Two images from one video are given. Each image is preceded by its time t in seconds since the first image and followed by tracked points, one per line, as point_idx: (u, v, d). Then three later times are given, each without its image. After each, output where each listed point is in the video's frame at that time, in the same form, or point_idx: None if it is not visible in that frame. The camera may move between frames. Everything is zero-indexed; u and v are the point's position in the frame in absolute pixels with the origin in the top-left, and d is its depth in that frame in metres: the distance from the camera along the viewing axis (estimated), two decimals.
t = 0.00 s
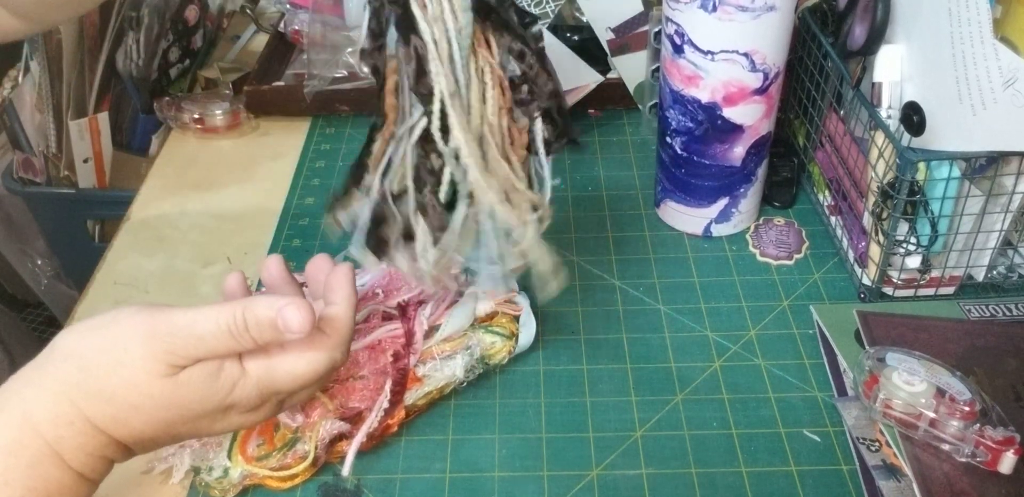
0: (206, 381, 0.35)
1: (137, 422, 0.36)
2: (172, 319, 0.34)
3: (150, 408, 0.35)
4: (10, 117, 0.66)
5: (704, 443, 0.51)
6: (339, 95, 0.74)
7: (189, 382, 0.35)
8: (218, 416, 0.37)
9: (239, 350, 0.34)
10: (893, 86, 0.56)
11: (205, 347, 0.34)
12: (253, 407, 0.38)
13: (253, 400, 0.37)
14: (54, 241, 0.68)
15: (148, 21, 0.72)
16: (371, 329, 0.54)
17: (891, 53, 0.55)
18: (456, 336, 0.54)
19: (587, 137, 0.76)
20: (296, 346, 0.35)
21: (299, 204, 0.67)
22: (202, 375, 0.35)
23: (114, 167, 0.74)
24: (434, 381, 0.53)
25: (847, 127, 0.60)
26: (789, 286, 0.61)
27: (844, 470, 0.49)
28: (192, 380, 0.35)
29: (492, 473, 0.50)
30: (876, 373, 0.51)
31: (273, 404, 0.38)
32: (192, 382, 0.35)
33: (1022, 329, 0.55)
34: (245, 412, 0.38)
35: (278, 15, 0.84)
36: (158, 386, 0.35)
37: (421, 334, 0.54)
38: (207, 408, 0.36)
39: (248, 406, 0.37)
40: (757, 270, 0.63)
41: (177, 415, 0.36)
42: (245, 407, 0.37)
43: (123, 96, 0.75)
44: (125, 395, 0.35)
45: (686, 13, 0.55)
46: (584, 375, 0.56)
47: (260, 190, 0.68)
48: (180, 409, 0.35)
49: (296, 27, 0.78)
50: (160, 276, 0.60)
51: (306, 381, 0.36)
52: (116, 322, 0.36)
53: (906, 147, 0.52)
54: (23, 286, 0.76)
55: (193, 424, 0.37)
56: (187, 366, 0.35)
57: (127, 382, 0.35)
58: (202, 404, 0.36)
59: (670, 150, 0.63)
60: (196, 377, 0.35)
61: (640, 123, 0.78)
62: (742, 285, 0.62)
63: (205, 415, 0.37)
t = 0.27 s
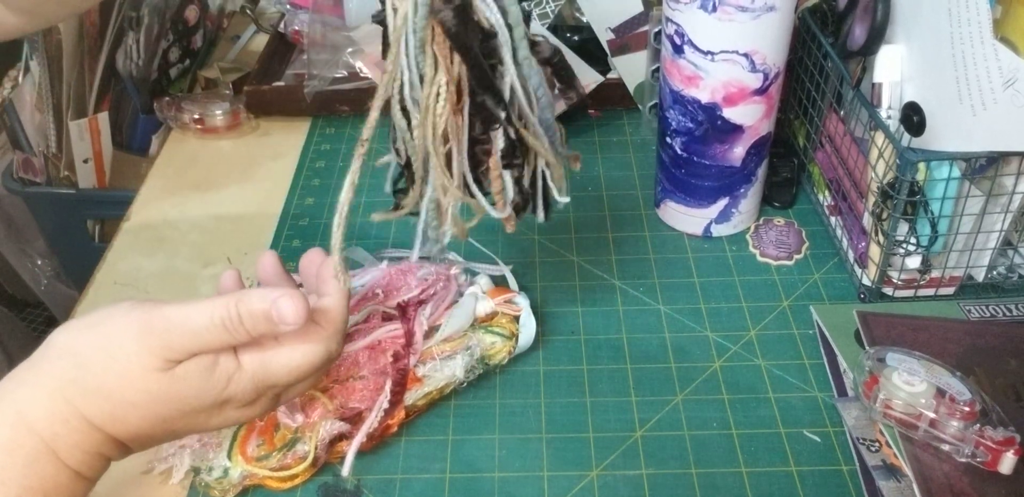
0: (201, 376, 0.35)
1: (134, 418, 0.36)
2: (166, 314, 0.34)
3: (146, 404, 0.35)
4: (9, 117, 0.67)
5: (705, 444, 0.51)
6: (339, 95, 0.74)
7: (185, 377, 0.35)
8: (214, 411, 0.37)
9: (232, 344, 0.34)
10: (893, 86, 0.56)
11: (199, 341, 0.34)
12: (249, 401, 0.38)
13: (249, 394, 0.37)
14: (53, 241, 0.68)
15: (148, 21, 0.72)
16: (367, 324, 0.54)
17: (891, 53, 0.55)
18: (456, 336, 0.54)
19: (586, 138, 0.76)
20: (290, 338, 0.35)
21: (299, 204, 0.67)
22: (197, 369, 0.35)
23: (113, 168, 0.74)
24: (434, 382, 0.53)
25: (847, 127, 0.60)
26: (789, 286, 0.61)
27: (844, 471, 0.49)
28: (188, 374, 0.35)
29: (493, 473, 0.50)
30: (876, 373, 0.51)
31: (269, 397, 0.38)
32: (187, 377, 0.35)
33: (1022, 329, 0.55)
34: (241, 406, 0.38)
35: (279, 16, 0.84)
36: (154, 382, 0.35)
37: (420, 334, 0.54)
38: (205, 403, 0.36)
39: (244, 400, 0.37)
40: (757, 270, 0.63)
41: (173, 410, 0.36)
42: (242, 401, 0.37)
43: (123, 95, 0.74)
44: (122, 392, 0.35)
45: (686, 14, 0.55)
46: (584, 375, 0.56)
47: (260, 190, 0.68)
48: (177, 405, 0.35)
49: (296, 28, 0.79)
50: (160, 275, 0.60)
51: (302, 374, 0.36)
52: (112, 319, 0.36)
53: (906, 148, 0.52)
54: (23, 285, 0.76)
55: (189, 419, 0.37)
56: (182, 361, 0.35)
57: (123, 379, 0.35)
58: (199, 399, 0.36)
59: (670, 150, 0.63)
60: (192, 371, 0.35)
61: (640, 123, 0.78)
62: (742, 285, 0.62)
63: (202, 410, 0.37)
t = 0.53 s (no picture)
0: (201, 374, 0.35)
1: (133, 416, 0.36)
2: (165, 312, 0.34)
3: (145, 401, 0.35)
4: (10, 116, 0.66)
5: (705, 444, 0.51)
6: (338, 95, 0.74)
7: (184, 374, 0.35)
8: (214, 409, 0.37)
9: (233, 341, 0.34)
10: (893, 86, 0.56)
11: (198, 338, 0.34)
12: (248, 397, 0.38)
13: (248, 392, 0.37)
14: (53, 241, 0.68)
15: (148, 21, 0.72)
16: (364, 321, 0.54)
17: (891, 53, 0.55)
18: (456, 336, 0.54)
19: (586, 137, 0.76)
20: (290, 334, 0.35)
21: (299, 204, 0.67)
22: (196, 365, 0.35)
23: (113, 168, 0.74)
24: (434, 382, 0.53)
25: (847, 126, 0.60)
26: (789, 286, 0.61)
27: (844, 471, 0.49)
28: (187, 371, 0.35)
29: (493, 473, 0.50)
30: (876, 373, 0.51)
31: (269, 394, 0.38)
32: (187, 375, 0.35)
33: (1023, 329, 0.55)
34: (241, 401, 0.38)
35: (278, 15, 0.84)
36: (153, 379, 0.35)
37: (420, 334, 0.54)
38: (205, 401, 0.36)
39: (244, 396, 0.37)
40: (757, 270, 0.63)
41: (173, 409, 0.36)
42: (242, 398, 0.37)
43: (123, 95, 0.74)
44: (121, 390, 0.35)
45: (686, 13, 0.55)
46: (584, 375, 0.56)
47: (259, 190, 0.68)
48: (177, 403, 0.35)
49: (296, 28, 0.77)
50: (160, 275, 0.60)
51: (301, 370, 0.37)
52: (110, 318, 0.36)
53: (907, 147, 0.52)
54: (23, 285, 0.76)
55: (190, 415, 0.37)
56: (181, 358, 0.35)
57: (122, 378, 0.35)
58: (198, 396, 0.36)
59: (670, 150, 0.63)
60: (191, 368, 0.35)
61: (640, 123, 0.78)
62: (742, 285, 0.62)
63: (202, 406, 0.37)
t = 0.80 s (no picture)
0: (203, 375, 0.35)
1: (135, 416, 0.36)
2: (166, 312, 0.34)
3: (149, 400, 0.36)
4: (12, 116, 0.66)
5: (704, 443, 0.51)
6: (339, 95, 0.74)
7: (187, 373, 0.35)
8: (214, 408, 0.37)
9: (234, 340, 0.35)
10: (893, 86, 0.56)
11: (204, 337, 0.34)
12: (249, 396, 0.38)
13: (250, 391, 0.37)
14: (55, 241, 0.68)
15: (149, 22, 0.72)
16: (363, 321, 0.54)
17: (890, 53, 0.55)
18: (456, 336, 0.54)
19: (586, 138, 0.76)
20: (291, 333, 0.36)
21: (300, 204, 0.67)
22: (201, 367, 0.35)
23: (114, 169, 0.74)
24: (434, 382, 0.53)
25: (847, 127, 0.60)
26: (788, 286, 0.62)
27: (843, 469, 0.50)
28: (191, 373, 0.35)
29: (493, 472, 0.50)
30: (875, 373, 0.52)
31: (271, 392, 0.39)
32: (189, 374, 0.35)
33: (1021, 329, 0.55)
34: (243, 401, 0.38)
35: (279, 16, 0.85)
36: (157, 380, 0.35)
37: (421, 333, 0.54)
38: (207, 400, 0.36)
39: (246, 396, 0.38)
40: (757, 270, 0.63)
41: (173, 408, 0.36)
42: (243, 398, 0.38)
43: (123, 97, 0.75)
44: (123, 390, 0.35)
45: (686, 14, 0.55)
46: (584, 375, 0.56)
47: (260, 191, 0.69)
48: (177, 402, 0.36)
49: (297, 28, 0.78)
50: (161, 276, 0.60)
51: (303, 368, 0.37)
52: (111, 318, 0.36)
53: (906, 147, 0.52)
54: (24, 285, 0.76)
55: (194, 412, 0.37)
56: (184, 358, 0.35)
57: (124, 377, 0.35)
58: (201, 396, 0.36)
59: (670, 150, 0.63)
60: (195, 368, 0.35)
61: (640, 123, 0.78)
62: (741, 285, 0.62)
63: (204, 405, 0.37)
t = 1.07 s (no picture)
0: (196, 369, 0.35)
1: (134, 412, 0.36)
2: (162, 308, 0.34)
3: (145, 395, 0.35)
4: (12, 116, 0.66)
5: (704, 443, 0.51)
6: (340, 95, 0.74)
7: (182, 369, 0.35)
8: (208, 403, 0.37)
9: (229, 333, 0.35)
10: (893, 86, 0.56)
11: (200, 331, 0.34)
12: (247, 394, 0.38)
13: (246, 387, 0.37)
14: (55, 241, 0.68)
15: (149, 23, 0.73)
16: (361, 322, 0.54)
17: (890, 53, 0.55)
18: (456, 336, 0.54)
19: (586, 138, 0.76)
20: (285, 324, 0.35)
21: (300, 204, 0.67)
22: (198, 364, 0.35)
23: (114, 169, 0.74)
24: (434, 382, 0.53)
25: (846, 127, 0.60)
26: (788, 286, 0.62)
27: (843, 470, 0.49)
28: (188, 369, 0.35)
29: (493, 473, 0.50)
30: (875, 373, 0.52)
31: (268, 385, 0.38)
32: (185, 368, 0.35)
33: (1021, 329, 0.55)
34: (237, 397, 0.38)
35: (278, 17, 0.85)
36: (151, 377, 0.35)
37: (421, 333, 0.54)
38: (205, 395, 0.37)
39: (243, 393, 0.38)
40: (756, 270, 0.63)
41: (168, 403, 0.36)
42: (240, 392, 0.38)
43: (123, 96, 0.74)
44: (120, 386, 0.35)
45: (687, 14, 0.55)
46: (584, 375, 0.56)
47: (260, 191, 0.69)
48: (170, 399, 0.36)
49: (297, 28, 0.78)
50: (161, 276, 0.60)
51: (298, 361, 0.37)
52: (107, 315, 0.36)
53: (906, 148, 0.52)
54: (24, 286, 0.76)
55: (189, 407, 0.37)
56: (180, 353, 0.35)
57: (121, 373, 0.35)
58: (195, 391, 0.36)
59: (669, 150, 0.63)
60: (192, 365, 0.35)
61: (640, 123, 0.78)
62: (741, 285, 0.62)
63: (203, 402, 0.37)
